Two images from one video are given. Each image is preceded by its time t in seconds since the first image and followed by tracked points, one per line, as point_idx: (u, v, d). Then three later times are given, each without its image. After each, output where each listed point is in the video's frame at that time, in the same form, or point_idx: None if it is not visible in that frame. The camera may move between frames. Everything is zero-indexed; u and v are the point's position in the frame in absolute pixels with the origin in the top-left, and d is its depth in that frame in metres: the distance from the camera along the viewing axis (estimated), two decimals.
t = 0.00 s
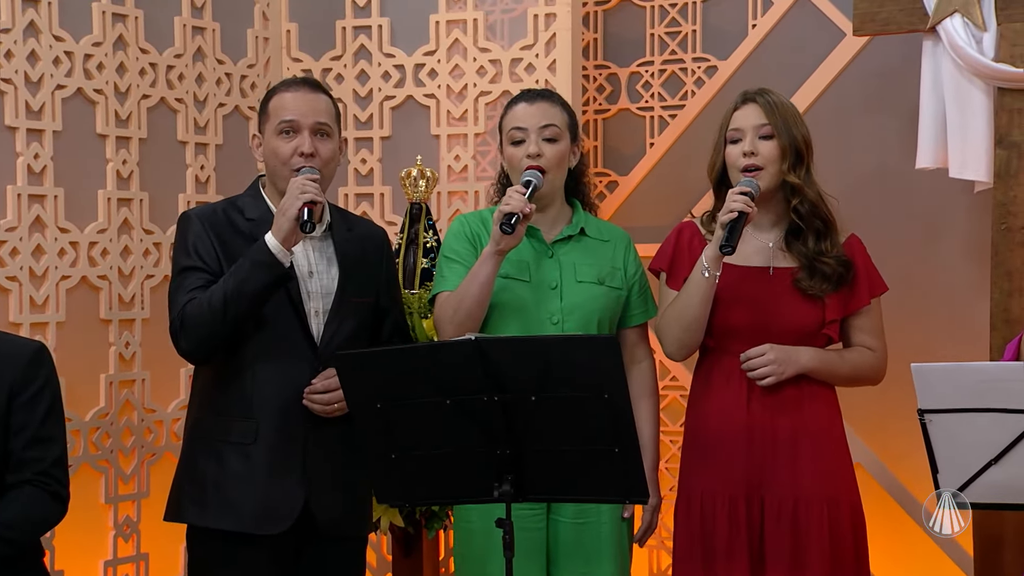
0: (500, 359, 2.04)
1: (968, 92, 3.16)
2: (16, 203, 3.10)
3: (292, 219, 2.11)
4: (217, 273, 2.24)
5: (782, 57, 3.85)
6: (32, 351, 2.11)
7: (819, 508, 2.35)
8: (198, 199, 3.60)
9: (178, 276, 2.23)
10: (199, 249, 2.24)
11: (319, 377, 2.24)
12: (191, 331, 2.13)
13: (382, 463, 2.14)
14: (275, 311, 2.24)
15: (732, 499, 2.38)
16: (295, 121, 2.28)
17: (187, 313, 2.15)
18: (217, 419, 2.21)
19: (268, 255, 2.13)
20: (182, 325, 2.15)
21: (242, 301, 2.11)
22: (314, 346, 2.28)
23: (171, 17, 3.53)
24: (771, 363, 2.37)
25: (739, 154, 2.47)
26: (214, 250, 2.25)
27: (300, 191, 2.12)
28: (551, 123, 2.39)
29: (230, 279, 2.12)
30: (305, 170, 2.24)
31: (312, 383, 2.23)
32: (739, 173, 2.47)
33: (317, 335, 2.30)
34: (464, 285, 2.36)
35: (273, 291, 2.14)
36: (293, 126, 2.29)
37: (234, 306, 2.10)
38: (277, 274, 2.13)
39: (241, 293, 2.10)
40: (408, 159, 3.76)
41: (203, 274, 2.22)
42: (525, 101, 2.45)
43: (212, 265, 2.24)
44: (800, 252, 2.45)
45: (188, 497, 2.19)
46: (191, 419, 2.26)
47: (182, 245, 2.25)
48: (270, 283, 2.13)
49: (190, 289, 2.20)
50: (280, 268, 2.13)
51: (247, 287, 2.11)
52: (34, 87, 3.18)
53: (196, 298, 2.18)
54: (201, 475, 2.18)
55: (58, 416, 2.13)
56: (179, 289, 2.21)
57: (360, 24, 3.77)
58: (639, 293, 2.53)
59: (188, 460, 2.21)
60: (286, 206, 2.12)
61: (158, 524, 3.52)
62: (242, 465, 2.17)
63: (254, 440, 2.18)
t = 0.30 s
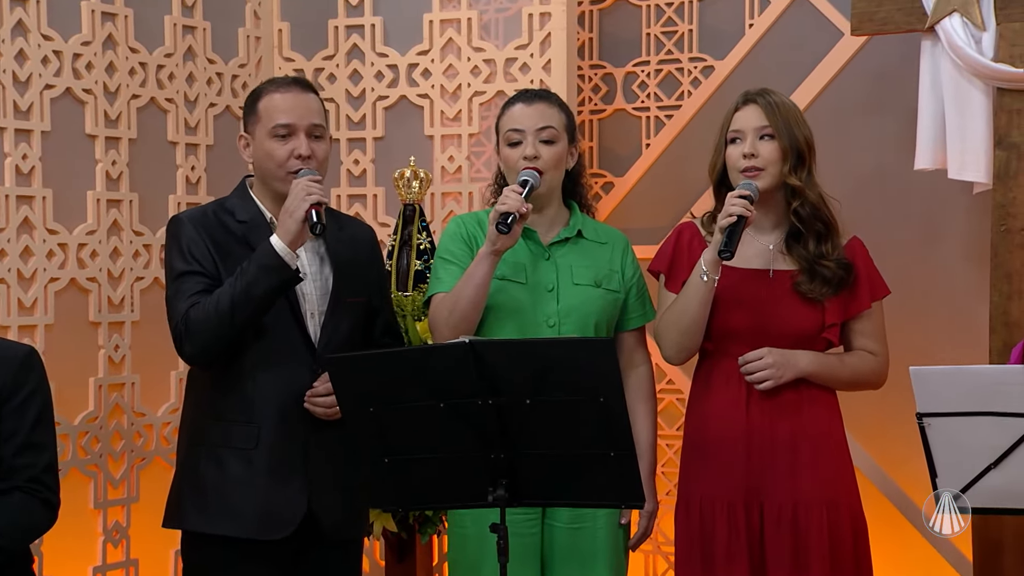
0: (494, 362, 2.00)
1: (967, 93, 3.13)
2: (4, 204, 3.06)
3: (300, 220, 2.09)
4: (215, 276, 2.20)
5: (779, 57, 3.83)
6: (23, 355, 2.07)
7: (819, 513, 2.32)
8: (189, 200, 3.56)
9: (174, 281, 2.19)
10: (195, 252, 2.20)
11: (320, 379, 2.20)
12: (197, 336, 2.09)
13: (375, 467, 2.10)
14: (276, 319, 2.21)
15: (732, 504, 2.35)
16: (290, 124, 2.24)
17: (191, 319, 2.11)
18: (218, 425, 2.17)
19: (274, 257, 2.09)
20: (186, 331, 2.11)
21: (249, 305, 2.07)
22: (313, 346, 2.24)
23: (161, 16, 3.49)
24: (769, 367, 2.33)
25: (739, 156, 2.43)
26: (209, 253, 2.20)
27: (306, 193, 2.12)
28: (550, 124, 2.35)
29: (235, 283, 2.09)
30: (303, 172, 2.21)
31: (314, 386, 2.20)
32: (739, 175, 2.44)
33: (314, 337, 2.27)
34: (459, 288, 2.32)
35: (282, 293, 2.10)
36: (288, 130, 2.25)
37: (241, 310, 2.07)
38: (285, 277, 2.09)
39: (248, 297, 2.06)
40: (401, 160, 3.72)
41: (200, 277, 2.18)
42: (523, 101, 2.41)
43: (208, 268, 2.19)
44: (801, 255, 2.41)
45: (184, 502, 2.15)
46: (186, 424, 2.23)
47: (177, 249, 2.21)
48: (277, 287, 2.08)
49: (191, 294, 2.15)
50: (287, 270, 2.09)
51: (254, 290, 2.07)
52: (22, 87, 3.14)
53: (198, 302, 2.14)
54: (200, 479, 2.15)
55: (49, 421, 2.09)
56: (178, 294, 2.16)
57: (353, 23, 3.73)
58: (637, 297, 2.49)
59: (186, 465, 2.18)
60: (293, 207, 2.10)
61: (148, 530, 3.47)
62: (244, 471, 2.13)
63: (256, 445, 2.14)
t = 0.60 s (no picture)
0: (489, 365, 1.96)
1: (968, 93, 3.11)
2: None
3: (302, 227, 2.09)
4: (208, 283, 2.17)
5: (778, 57, 3.79)
6: (20, 359, 2.03)
7: (821, 520, 2.28)
8: (180, 202, 3.52)
9: (167, 290, 2.15)
10: (186, 259, 2.16)
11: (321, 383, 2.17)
12: (198, 345, 2.06)
13: (370, 473, 2.06)
14: (276, 328, 2.18)
15: (732, 510, 2.31)
16: (279, 130, 2.21)
17: (191, 327, 2.08)
18: (217, 432, 2.14)
19: (276, 264, 2.08)
20: (187, 342, 2.07)
21: (252, 312, 2.06)
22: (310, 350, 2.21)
23: (152, 15, 3.45)
24: (772, 372, 2.30)
25: (741, 161, 2.39)
26: (201, 259, 2.17)
27: (306, 200, 2.11)
28: (549, 128, 2.31)
29: (236, 290, 2.07)
30: (296, 177, 2.19)
31: (315, 389, 2.18)
32: (741, 179, 2.40)
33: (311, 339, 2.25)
34: (457, 290, 2.29)
35: (282, 300, 2.09)
36: (276, 135, 2.22)
37: (244, 317, 2.05)
38: (287, 285, 2.08)
39: (251, 304, 2.05)
40: (396, 161, 3.68)
41: (193, 285, 2.15)
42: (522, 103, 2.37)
43: (201, 275, 2.16)
44: (805, 258, 2.38)
45: (182, 510, 2.13)
46: (181, 429, 2.20)
47: (168, 256, 2.16)
48: (279, 294, 2.08)
49: (187, 304, 2.12)
50: (290, 277, 2.09)
51: (257, 297, 2.06)
52: (11, 87, 3.09)
53: (197, 310, 2.11)
54: (200, 487, 2.12)
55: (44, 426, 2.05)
56: (173, 304, 2.12)
57: (347, 22, 3.69)
58: (637, 300, 2.46)
59: (185, 471, 2.15)
60: (294, 215, 2.10)
61: (138, 536, 3.42)
62: (247, 478, 2.11)
63: (259, 453, 2.12)
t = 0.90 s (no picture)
0: (484, 368, 1.92)
1: (970, 93, 3.08)
2: None
3: (298, 227, 2.05)
4: (202, 286, 2.12)
5: (778, 57, 3.76)
6: (19, 365, 1.99)
7: (825, 527, 2.25)
8: (173, 203, 3.47)
9: (160, 294, 2.10)
10: (179, 262, 2.11)
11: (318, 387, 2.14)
12: (194, 348, 2.02)
13: (364, 478, 1.99)
14: (271, 331, 2.14)
15: (735, 516, 2.27)
16: (271, 129, 2.18)
17: (186, 330, 2.03)
18: (211, 437, 2.09)
19: (272, 265, 2.04)
20: (183, 345, 2.03)
21: (249, 313, 2.02)
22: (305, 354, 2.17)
23: (144, 13, 3.41)
24: (776, 376, 2.26)
25: (745, 161, 2.36)
26: (194, 261, 2.13)
27: (301, 199, 2.07)
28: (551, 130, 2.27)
29: (231, 292, 2.03)
30: (289, 175, 2.15)
31: (310, 395, 2.13)
32: (745, 180, 2.36)
33: (305, 342, 2.21)
34: (455, 293, 2.25)
35: (278, 302, 2.06)
36: (268, 134, 2.18)
37: (241, 319, 2.01)
38: (283, 286, 2.04)
39: (247, 305, 2.01)
40: (391, 162, 3.64)
41: (187, 288, 2.10)
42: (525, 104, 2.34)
43: (194, 278, 2.12)
44: (810, 261, 2.34)
45: (175, 515, 2.09)
46: (172, 433, 2.16)
47: (160, 259, 2.12)
48: (275, 295, 2.04)
49: (181, 307, 2.07)
50: (285, 278, 2.05)
51: (254, 299, 2.02)
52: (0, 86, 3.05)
53: (192, 313, 2.06)
54: (193, 492, 2.08)
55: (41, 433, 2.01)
56: (167, 307, 2.08)
57: (342, 21, 3.65)
58: (641, 304, 2.41)
59: (178, 476, 2.11)
60: (289, 214, 2.05)
61: (129, 542, 3.38)
62: (242, 482, 2.07)
63: (254, 457, 2.08)
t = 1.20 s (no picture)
0: (480, 370, 1.88)
1: (973, 93, 3.04)
2: None
3: (293, 227, 2.01)
4: (194, 288, 2.08)
5: (778, 55, 3.72)
6: (17, 372, 1.94)
7: (831, 533, 2.21)
8: (164, 204, 3.43)
9: (152, 296, 2.06)
10: (170, 263, 2.07)
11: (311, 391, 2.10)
12: (187, 350, 1.97)
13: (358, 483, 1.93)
14: (263, 336, 2.10)
15: (739, 521, 2.23)
16: (265, 129, 2.13)
17: (179, 333, 1.99)
18: (204, 441, 2.05)
19: (266, 266, 2.00)
20: (176, 348, 1.99)
21: (243, 315, 1.97)
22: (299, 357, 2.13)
23: (134, 11, 3.36)
24: (780, 380, 2.22)
25: (750, 161, 2.32)
26: (186, 263, 2.08)
27: (297, 199, 2.03)
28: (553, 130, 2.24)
29: (225, 293, 1.99)
30: (284, 176, 2.11)
31: (304, 398, 2.09)
32: (750, 180, 2.33)
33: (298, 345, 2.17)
34: (454, 296, 2.21)
35: (273, 304, 2.02)
36: (262, 135, 2.14)
37: (235, 321, 1.97)
38: (277, 288, 2.00)
39: (242, 307, 1.97)
40: (386, 162, 3.60)
41: (179, 290, 2.06)
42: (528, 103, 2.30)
43: (187, 279, 2.07)
44: (816, 262, 2.30)
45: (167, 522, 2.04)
46: (162, 439, 2.12)
47: (151, 260, 2.07)
48: (270, 297, 2.00)
49: (174, 308, 2.03)
50: (280, 280, 2.01)
51: (249, 301, 1.98)
52: None
53: (185, 315, 2.02)
54: (184, 497, 2.03)
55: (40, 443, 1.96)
56: (159, 310, 2.03)
57: (335, 19, 3.61)
58: (644, 306, 2.37)
59: (170, 481, 2.06)
60: (284, 215, 2.02)
61: (120, 547, 3.33)
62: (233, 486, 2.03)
63: (246, 462, 2.04)
